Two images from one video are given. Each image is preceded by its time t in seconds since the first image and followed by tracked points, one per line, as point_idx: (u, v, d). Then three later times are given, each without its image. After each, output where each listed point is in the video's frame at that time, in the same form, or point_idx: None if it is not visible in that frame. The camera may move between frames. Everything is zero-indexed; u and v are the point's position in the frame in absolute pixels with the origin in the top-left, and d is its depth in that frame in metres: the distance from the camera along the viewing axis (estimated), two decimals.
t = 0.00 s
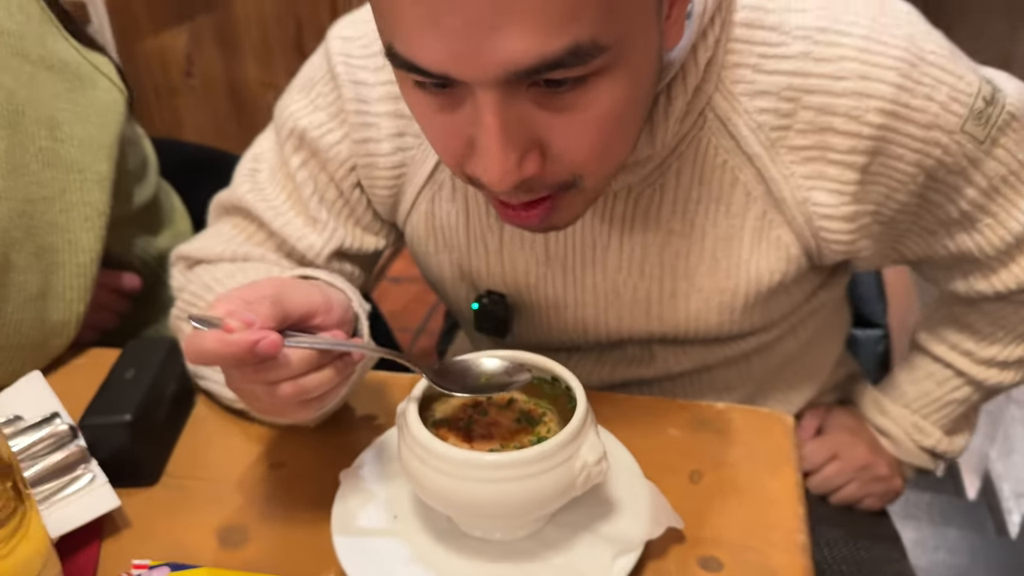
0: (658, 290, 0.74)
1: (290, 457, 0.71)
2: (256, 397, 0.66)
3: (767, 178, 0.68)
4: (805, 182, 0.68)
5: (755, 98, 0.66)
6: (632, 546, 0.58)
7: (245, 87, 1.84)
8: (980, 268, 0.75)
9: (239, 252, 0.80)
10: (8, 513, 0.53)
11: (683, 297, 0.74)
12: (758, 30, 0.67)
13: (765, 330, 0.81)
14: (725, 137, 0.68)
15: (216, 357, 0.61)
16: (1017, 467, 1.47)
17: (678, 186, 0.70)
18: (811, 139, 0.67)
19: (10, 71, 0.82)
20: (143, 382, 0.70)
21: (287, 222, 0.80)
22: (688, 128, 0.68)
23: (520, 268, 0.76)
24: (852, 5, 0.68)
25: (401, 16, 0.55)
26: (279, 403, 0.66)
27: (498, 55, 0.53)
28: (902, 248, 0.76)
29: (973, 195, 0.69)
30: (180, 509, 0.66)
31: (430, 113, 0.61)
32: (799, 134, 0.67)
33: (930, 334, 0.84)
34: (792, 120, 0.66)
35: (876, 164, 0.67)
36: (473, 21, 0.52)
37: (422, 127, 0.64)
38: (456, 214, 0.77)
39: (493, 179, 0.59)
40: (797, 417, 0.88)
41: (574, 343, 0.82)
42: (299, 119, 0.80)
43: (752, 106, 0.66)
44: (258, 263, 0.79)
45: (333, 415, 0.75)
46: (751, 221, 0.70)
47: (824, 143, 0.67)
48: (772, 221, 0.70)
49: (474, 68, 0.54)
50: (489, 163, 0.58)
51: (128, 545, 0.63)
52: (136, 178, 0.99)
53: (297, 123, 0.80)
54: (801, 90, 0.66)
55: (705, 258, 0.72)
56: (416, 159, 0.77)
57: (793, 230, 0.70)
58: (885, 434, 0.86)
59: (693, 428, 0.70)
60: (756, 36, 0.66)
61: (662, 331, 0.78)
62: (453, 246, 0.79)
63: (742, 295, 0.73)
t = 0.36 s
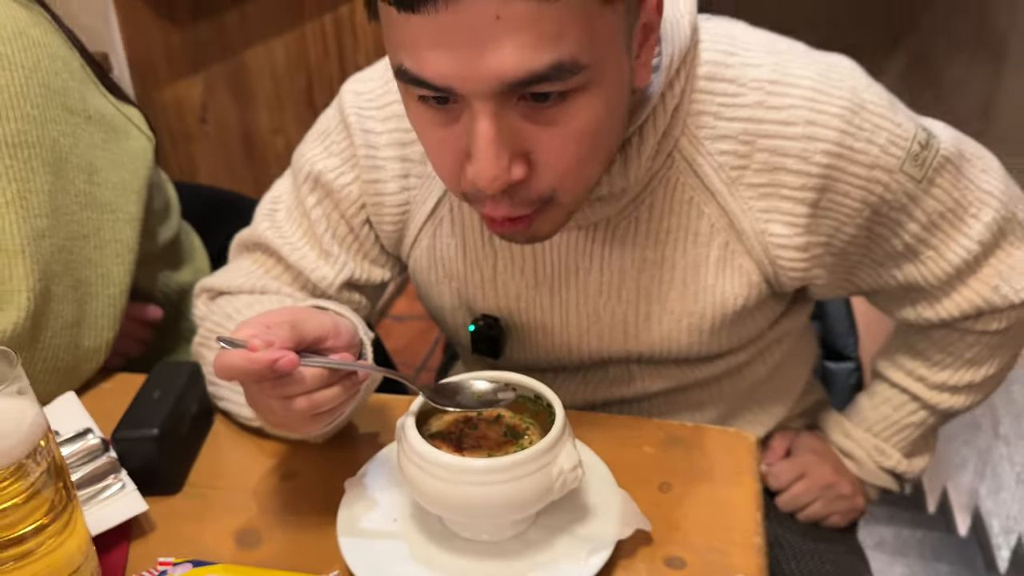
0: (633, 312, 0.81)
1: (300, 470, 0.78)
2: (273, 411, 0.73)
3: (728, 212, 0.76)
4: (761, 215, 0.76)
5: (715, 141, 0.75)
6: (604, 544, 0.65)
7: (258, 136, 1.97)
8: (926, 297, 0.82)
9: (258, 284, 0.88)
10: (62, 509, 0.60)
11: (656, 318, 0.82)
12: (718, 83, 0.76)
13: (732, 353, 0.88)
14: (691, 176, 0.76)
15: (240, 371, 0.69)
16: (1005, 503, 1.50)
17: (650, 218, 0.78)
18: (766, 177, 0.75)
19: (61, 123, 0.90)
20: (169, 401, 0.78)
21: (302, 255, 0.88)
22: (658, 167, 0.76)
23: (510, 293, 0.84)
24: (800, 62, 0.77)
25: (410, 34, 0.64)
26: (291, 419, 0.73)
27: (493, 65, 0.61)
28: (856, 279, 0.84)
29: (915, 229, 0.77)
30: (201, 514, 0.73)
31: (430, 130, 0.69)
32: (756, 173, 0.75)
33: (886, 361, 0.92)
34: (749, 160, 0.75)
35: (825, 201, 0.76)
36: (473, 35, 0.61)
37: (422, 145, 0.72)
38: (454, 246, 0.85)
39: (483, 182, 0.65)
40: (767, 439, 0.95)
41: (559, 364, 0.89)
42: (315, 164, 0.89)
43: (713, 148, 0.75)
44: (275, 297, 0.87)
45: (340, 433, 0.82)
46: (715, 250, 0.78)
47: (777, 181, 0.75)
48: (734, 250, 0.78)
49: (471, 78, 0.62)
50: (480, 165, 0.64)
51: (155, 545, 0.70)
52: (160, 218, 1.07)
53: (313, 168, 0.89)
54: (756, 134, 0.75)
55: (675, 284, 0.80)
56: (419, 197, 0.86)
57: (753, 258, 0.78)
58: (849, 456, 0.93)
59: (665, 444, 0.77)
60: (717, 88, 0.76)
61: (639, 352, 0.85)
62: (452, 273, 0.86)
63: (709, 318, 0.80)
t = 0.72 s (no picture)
0: (614, 334, 0.89)
1: (306, 483, 0.84)
2: (282, 425, 0.80)
3: (697, 242, 0.84)
4: (727, 245, 0.84)
5: (684, 178, 0.84)
6: (582, 548, 0.71)
7: (266, 176, 2.04)
8: (883, 323, 0.89)
9: (271, 313, 0.96)
10: (95, 512, 0.67)
11: (635, 340, 0.89)
12: (687, 126, 0.85)
13: (707, 376, 0.95)
14: (664, 210, 0.85)
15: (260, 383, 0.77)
16: (996, 540, 1.43)
17: (627, 248, 0.86)
18: (731, 211, 0.83)
19: (92, 165, 0.98)
20: (187, 419, 0.85)
21: (312, 285, 0.96)
22: (634, 201, 0.85)
23: (503, 317, 0.92)
24: (760, 108, 0.86)
25: (439, 57, 0.71)
26: (300, 432, 0.80)
27: (518, 77, 0.69)
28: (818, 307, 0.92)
29: (868, 259, 0.85)
30: (214, 523, 0.79)
31: (453, 148, 0.76)
32: (721, 206, 0.83)
33: (852, 387, 0.99)
34: (715, 195, 0.83)
35: (784, 232, 0.83)
36: (498, 52, 0.69)
37: (443, 164, 0.79)
38: (451, 274, 0.92)
39: (513, 184, 0.72)
40: (742, 461, 1.01)
41: (552, 385, 0.96)
42: (325, 201, 0.97)
43: (683, 184, 0.84)
44: (286, 325, 0.94)
45: (342, 451, 0.89)
46: (686, 277, 0.86)
47: (740, 214, 0.83)
48: (704, 276, 0.85)
49: (498, 90, 0.70)
50: (511, 169, 0.72)
51: (171, 550, 0.76)
52: (177, 252, 1.16)
53: (323, 205, 0.97)
54: (721, 172, 0.83)
55: (651, 308, 0.87)
56: (420, 230, 0.93)
57: (721, 285, 0.86)
58: (820, 477, 0.99)
59: (642, 462, 0.84)
60: (685, 131, 0.85)
61: (620, 372, 0.92)
62: (453, 301, 0.93)
63: (683, 339, 0.88)
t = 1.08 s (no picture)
0: (602, 347, 0.95)
1: (309, 492, 0.89)
2: (287, 433, 0.85)
3: (679, 259, 0.90)
4: (707, 262, 0.90)
5: (665, 200, 0.90)
6: (569, 552, 0.76)
7: (271, 205, 2.10)
8: (857, 339, 0.95)
9: (279, 330, 1.01)
10: (115, 514, 0.73)
11: (622, 353, 0.95)
12: (668, 151, 0.91)
13: (691, 390, 1.00)
14: (647, 229, 0.91)
15: (266, 393, 0.82)
16: (991, 568, 1.45)
17: (614, 265, 0.92)
18: (710, 230, 0.89)
19: (112, 191, 1.04)
20: (196, 431, 0.89)
21: (319, 303, 1.01)
22: (620, 221, 0.90)
23: (498, 332, 0.97)
24: (736, 136, 0.93)
25: (452, 73, 0.77)
26: (303, 441, 0.85)
27: (527, 87, 0.75)
28: (795, 323, 0.97)
29: (840, 277, 0.91)
30: (220, 530, 0.83)
31: (463, 158, 0.81)
32: (701, 226, 0.90)
33: (832, 405, 1.04)
34: (695, 215, 0.90)
35: (761, 250, 0.90)
36: (509, 64, 0.75)
37: (452, 174, 0.83)
38: (449, 291, 0.98)
39: (521, 185, 0.77)
40: (728, 477, 1.05)
41: (546, 397, 1.02)
42: (331, 224, 1.03)
43: (664, 205, 0.90)
44: (293, 342, 1.00)
45: (343, 463, 0.93)
46: (669, 292, 0.91)
47: (719, 233, 0.89)
48: (686, 292, 0.91)
49: (508, 100, 0.75)
50: (520, 172, 0.76)
51: (180, 554, 0.80)
52: (188, 274, 1.22)
53: (329, 227, 1.02)
54: (701, 194, 0.89)
55: (637, 321, 0.93)
56: (422, 250, 0.99)
57: (702, 300, 0.91)
58: (803, 493, 1.03)
59: (628, 474, 0.88)
60: (667, 154, 0.91)
61: (608, 384, 0.98)
62: (450, 315, 0.98)
63: (667, 351, 0.93)
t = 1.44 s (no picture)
0: (595, 363, 1.01)
1: (312, 506, 0.92)
2: (290, 447, 0.90)
3: (669, 279, 0.97)
4: (695, 281, 0.97)
5: (654, 223, 0.98)
6: (561, 563, 0.79)
7: (277, 235, 2.15)
8: (840, 358, 1.04)
9: (287, 350, 1.05)
10: (129, 523, 0.76)
11: (615, 369, 1.01)
12: (658, 176, 0.99)
13: (684, 407, 1.08)
14: (639, 250, 0.98)
15: (274, 409, 0.87)
16: None
17: (607, 284, 0.99)
18: (697, 251, 0.97)
19: (131, 217, 1.10)
20: (206, 447, 0.93)
21: (325, 323, 1.05)
22: (612, 242, 0.98)
23: (497, 348, 1.03)
24: (721, 164, 1.01)
25: (456, 93, 0.82)
26: (306, 457, 0.89)
27: (527, 104, 0.80)
28: (779, 343, 1.06)
29: (821, 298, 0.99)
30: (227, 541, 0.86)
31: (465, 172, 0.86)
32: (688, 247, 0.97)
33: (819, 426, 1.12)
34: (683, 236, 0.97)
35: (745, 270, 0.97)
36: (509, 84, 0.80)
37: (454, 188, 0.88)
38: (453, 311, 1.04)
39: (520, 194, 0.82)
40: (719, 496, 1.11)
41: (542, 413, 1.09)
42: (339, 248, 1.08)
43: (653, 226, 0.98)
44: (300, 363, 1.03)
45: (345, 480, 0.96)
46: (659, 310, 0.98)
47: (705, 254, 0.97)
48: (675, 310, 0.98)
49: (510, 117, 0.80)
50: (520, 184, 0.82)
51: (188, 564, 0.83)
52: (197, 299, 1.27)
53: (337, 251, 1.08)
54: (688, 217, 0.97)
55: (630, 338, 0.99)
56: (424, 272, 1.05)
57: (690, 318, 0.98)
58: (792, 512, 1.08)
59: (621, 491, 0.91)
60: (656, 179, 0.99)
61: (602, 400, 1.04)
62: (453, 335, 1.05)
63: (658, 368, 1.00)
